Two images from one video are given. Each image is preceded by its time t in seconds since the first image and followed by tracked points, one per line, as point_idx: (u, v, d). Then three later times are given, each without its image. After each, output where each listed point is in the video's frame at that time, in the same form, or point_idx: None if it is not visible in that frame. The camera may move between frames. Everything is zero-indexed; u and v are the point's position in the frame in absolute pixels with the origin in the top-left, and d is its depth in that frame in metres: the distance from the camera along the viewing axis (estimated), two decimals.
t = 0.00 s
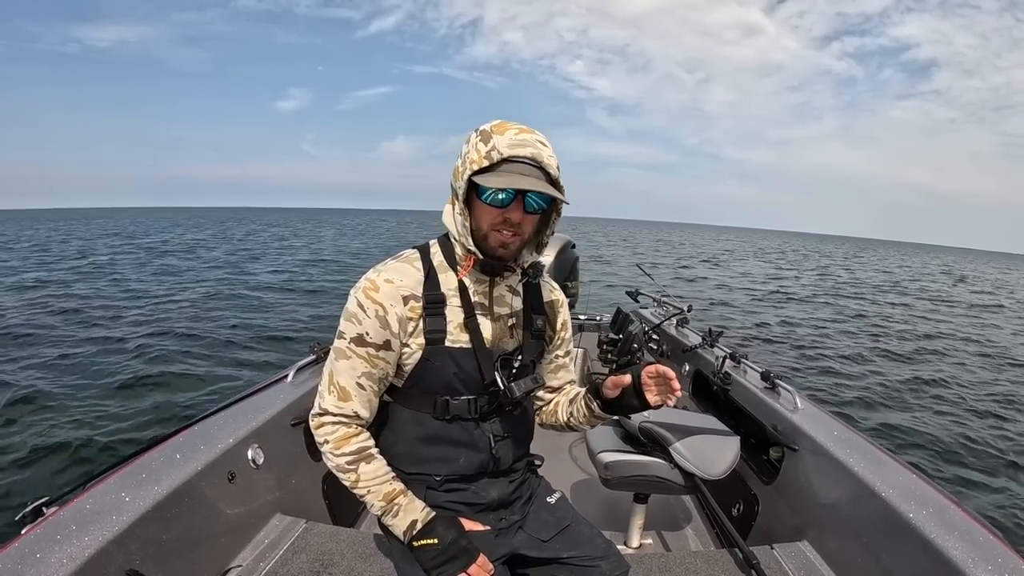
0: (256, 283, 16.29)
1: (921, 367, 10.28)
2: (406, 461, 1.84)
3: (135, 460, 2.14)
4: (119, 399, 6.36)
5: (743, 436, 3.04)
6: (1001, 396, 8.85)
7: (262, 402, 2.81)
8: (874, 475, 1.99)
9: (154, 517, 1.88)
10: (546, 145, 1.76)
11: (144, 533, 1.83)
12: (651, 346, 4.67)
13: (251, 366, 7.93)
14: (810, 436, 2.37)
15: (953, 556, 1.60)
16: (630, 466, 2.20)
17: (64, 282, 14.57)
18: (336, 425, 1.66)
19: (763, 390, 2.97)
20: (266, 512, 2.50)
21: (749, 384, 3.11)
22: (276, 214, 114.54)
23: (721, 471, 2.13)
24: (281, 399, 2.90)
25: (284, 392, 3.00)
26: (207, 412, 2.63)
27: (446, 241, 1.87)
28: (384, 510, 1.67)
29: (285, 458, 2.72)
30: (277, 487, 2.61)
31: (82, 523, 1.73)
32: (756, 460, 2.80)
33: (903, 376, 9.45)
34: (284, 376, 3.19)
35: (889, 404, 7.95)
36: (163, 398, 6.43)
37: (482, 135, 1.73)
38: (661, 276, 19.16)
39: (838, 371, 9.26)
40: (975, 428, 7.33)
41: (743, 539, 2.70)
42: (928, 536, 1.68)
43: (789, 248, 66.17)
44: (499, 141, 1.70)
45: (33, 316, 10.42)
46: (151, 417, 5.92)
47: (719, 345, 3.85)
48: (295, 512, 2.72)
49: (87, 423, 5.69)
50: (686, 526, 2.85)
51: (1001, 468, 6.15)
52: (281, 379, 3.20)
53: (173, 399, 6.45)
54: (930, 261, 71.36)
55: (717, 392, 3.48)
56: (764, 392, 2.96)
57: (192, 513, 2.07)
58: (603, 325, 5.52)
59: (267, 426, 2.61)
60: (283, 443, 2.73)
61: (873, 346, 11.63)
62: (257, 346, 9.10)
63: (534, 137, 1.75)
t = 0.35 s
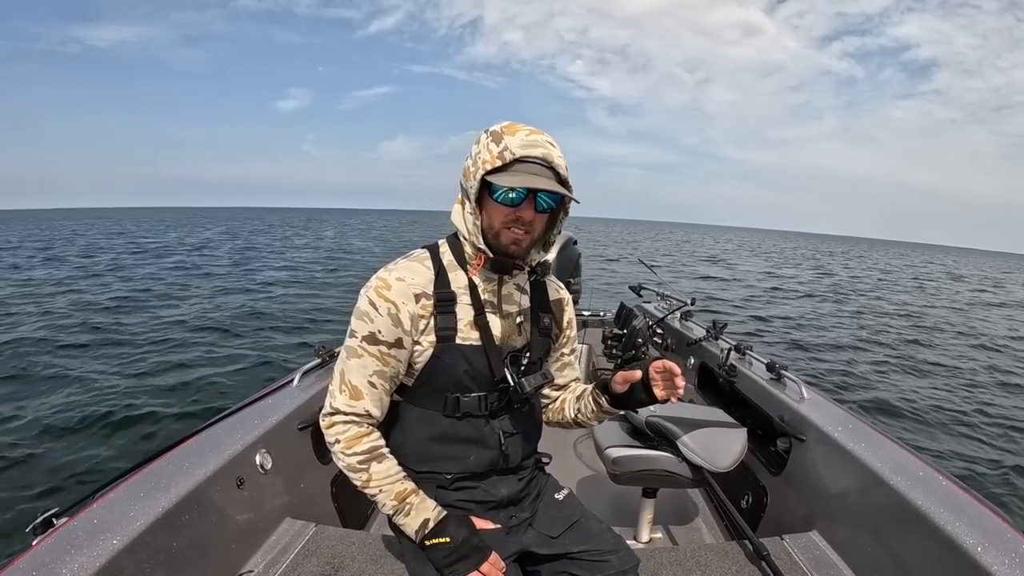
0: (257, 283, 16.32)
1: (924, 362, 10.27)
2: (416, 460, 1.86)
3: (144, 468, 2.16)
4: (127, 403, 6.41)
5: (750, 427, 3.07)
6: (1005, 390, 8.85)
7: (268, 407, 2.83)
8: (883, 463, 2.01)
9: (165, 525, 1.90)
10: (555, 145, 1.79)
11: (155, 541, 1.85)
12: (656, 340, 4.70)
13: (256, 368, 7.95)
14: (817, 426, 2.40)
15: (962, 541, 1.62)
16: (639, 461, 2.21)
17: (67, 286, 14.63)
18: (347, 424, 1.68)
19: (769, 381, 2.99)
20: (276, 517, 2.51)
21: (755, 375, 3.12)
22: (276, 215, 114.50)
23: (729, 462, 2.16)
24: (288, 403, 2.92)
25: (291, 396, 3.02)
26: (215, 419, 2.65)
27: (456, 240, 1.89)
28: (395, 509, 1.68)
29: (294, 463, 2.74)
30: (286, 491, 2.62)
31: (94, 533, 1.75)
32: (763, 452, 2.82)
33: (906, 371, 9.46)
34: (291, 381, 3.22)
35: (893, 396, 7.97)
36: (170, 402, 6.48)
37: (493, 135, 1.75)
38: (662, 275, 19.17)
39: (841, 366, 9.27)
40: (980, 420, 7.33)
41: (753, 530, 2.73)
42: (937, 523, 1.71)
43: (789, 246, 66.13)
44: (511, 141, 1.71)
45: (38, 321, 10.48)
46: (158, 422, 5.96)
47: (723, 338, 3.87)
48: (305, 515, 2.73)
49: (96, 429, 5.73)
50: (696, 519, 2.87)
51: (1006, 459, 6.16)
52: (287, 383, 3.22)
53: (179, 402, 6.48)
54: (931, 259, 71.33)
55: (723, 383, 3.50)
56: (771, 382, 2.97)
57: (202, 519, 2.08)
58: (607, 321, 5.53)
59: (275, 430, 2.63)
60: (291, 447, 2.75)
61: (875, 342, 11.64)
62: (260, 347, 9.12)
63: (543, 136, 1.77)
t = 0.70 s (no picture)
0: (258, 283, 16.32)
1: (926, 361, 10.26)
2: (416, 462, 1.86)
3: (145, 472, 2.16)
4: (129, 404, 6.42)
5: (752, 427, 3.06)
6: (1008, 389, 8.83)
7: (269, 411, 2.83)
8: (885, 462, 2.01)
9: (167, 528, 1.90)
10: (552, 149, 1.79)
11: (158, 545, 1.85)
12: (657, 341, 4.70)
13: (257, 368, 7.96)
14: (819, 425, 2.39)
15: (965, 539, 1.62)
16: (641, 462, 2.21)
17: (69, 286, 14.65)
18: (347, 427, 1.68)
19: (771, 381, 2.98)
20: (278, 520, 2.52)
21: (757, 375, 3.12)
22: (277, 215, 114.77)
23: (731, 462, 2.16)
24: (289, 406, 2.92)
25: (293, 399, 3.02)
26: (215, 423, 2.65)
27: (454, 245, 1.89)
28: (395, 511, 1.68)
29: (296, 466, 2.75)
30: (288, 494, 2.63)
31: (96, 538, 1.75)
32: (765, 452, 2.82)
33: (908, 370, 9.44)
34: (292, 383, 3.22)
35: (894, 395, 7.98)
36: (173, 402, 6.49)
37: (490, 141, 1.74)
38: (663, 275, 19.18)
39: (843, 366, 9.26)
40: (982, 419, 7.32)
41: (756, 530, 2.72)
42: (939, 520, 1.71)
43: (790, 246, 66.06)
44: (509, 148, 1.71)
45: (39, 322, 10.49)
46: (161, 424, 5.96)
47: (724, 338, 3.88)
48: (307, 519, 2.73)
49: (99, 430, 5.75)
50: (698, 519, 2.87)
51: (1008, 457, 6.15)
52: (289, 386, 3.23)
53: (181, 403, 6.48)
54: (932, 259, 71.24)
55: (724, 383, 3.50)
56: (773, 382, 2.97)
57: (204, 523, 2.08)
58: (607, 321, 5.54)
59: (277, 433, 2.64)
60: (293, 451, 2.75)
61: (876, 341, 11.63)
62: (261, 347, 9.13)
63: (540, 141, 1.78)
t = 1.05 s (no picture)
0: (257, 283, 16.33)
1: (924, 365, 10.26)
2: (408, 461, 1.85)
3: (137, 464, 2.14)
4: (126, 401, 6.41)
5: (746, 435, 3.04)
6: (1006, 394, 8.81)
7: (263, 406, 2.81)
8: (878, 473, 1.99)
9: (158, 521, 1.89)
10: (542, 146, 1.78)
11: (149, 537, 1.84)
12: (653, 345, 4.69)
13: (254, 368, 7.96)
14: (812, 434, 2.38)
15: (956, 552, 1.61)
16: (633, 466, 2.20)
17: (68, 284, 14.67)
18: (338, 427, 1.67)
19: (765, 389, 2.97)
20: (269, 515, 2.50)
21: (752, 382, 3.10)
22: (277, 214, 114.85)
23: (724, 469, 2.15)
24: (283, 401, 2.90)
25: (287, 395, 3.01)
26: (209, 417, 2.63)
27: (445, 246, 1.88)
28: (386, 510, 1.67)
29: (288, 462, 2.73)
30: (280, 490, 2.61)
31: (86, 528, 1.74)
32: (759, 460, 2.80)
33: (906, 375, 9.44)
34: (287, 378, 3.21)
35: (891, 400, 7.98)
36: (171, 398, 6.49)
37: (479, 142, 1.73)
38: (663, 276, 19.18)
39: (841, 370, 9.25)
40: (979, 426, 7.31)
41: (748, 538, 2.71)
42: (930, 533, 1.69)
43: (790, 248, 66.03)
44: (498, 148, 1.70)
45: (37, 319, 10.48)
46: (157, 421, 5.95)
47: (721, 345, 3.87)
48: (299, 515, 2.72)
49: (97, 425, 5.76)
50: (689, 526, 2.85)
51: (1005, 465, 6.14)
52: (284, 381, 3.22)
53: (178, 401, 6.47)
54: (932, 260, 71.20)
55: (719, 390, 3.48)
56: (767, 390, 2.95)
57: (196, 516, 2.07)
58: (604, 325, 5.53)
59: (271, 428, 2.62)
60: (286, 446, 2.74)
61: (875, 345, 11.63)
62: (259, 347, 9.12)
63: (530, 139, 1.76)
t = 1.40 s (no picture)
0: (257, 283, 16.33)
1: (923, 367, 10.26)
2: (409, 458, 1.84)
3: (134, 457, 2.14)
4: (124, 399, 6.40)
5: (743, 436, 3.04)
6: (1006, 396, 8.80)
7: (261, 401, 2.80)
8: (875, 477, 1.98)
9: (155, 515, 1.88)
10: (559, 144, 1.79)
11: (145, 529, 1.83)
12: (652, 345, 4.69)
13: (253, 366, 7.95)
14: (810, 436, 2.37)
15: (953, 557, 1.60)
16: (630, 466, 2.20)
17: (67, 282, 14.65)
18: (340, 421, 1.66)
19: (764, 391, 2.96)
20: (266, 510, 2.50)
21: (750, 384, 3.09)
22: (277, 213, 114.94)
23: (721, 470, 2.15)
24: (281, 397, 2.89)
25: (285, 390, 3.00)
26: (206, 411, 2.62)
27: (456, 242, 1.87)
28: (385, 506, 1.66)
29: (286, 457, 2.73)
30: (277, 484, 2.61)
31: (82, 520, 1.73)
32: (756, 461, 2.79)
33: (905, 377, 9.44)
34: (285, 374, 3.19)
35: (889, 402, 7.99)
36: (169, 395, 6.48)
37: (498, 135, 1.73)
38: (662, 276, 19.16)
39: (840, 371, 9.25)
40: (977, 428, 7.30)
41: (744, 540, 2.70)
42: (927, 538, 1.68)
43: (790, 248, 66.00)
44: (517, 140, 1.70)
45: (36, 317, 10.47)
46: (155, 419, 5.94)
47: (719, 346, 3.86)
48: (296, 510, 2.72)
49: (96, 421, 5.76)
50: (685, 527, 2.84)
51: (1003, 468, 6.14)
52: (281, 376, 3.20)
53: (176, 399, 6.46)
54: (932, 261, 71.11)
55: (718, 392, 3.48)
56: (765, 392, 2.94)
57: (193, 510, 2.07)
58: (604, 325, 5.52)
59: (268, 424, 2.62)
60: (283, 442, 2.73)
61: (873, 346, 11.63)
62: (257, 346, 9.11)
63: (549, 136, 1.78)
